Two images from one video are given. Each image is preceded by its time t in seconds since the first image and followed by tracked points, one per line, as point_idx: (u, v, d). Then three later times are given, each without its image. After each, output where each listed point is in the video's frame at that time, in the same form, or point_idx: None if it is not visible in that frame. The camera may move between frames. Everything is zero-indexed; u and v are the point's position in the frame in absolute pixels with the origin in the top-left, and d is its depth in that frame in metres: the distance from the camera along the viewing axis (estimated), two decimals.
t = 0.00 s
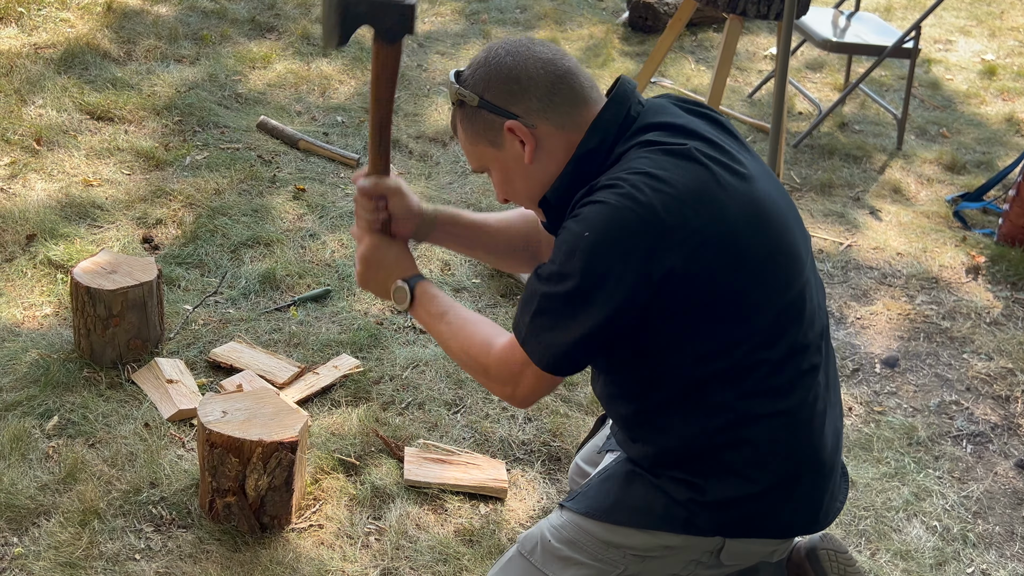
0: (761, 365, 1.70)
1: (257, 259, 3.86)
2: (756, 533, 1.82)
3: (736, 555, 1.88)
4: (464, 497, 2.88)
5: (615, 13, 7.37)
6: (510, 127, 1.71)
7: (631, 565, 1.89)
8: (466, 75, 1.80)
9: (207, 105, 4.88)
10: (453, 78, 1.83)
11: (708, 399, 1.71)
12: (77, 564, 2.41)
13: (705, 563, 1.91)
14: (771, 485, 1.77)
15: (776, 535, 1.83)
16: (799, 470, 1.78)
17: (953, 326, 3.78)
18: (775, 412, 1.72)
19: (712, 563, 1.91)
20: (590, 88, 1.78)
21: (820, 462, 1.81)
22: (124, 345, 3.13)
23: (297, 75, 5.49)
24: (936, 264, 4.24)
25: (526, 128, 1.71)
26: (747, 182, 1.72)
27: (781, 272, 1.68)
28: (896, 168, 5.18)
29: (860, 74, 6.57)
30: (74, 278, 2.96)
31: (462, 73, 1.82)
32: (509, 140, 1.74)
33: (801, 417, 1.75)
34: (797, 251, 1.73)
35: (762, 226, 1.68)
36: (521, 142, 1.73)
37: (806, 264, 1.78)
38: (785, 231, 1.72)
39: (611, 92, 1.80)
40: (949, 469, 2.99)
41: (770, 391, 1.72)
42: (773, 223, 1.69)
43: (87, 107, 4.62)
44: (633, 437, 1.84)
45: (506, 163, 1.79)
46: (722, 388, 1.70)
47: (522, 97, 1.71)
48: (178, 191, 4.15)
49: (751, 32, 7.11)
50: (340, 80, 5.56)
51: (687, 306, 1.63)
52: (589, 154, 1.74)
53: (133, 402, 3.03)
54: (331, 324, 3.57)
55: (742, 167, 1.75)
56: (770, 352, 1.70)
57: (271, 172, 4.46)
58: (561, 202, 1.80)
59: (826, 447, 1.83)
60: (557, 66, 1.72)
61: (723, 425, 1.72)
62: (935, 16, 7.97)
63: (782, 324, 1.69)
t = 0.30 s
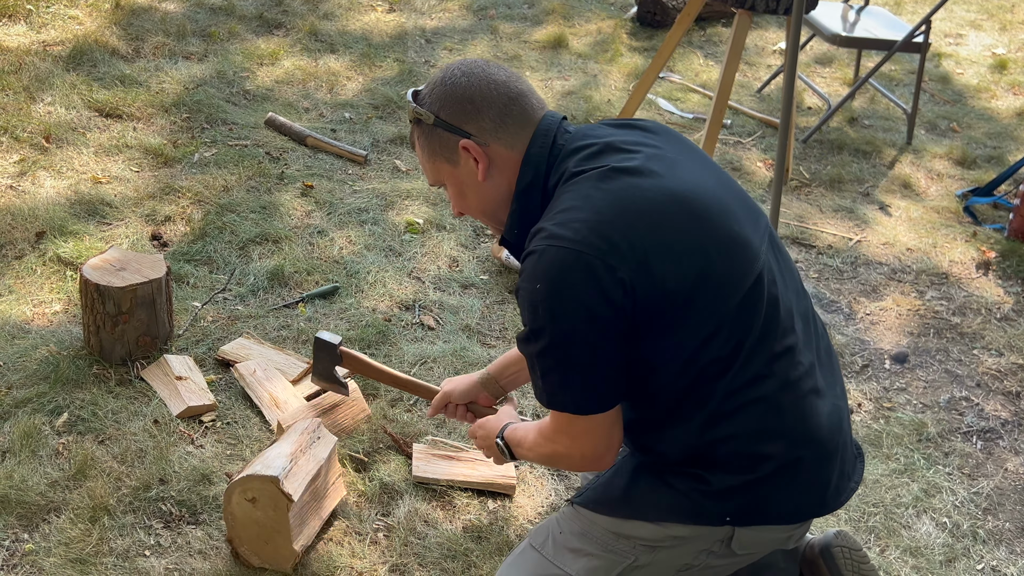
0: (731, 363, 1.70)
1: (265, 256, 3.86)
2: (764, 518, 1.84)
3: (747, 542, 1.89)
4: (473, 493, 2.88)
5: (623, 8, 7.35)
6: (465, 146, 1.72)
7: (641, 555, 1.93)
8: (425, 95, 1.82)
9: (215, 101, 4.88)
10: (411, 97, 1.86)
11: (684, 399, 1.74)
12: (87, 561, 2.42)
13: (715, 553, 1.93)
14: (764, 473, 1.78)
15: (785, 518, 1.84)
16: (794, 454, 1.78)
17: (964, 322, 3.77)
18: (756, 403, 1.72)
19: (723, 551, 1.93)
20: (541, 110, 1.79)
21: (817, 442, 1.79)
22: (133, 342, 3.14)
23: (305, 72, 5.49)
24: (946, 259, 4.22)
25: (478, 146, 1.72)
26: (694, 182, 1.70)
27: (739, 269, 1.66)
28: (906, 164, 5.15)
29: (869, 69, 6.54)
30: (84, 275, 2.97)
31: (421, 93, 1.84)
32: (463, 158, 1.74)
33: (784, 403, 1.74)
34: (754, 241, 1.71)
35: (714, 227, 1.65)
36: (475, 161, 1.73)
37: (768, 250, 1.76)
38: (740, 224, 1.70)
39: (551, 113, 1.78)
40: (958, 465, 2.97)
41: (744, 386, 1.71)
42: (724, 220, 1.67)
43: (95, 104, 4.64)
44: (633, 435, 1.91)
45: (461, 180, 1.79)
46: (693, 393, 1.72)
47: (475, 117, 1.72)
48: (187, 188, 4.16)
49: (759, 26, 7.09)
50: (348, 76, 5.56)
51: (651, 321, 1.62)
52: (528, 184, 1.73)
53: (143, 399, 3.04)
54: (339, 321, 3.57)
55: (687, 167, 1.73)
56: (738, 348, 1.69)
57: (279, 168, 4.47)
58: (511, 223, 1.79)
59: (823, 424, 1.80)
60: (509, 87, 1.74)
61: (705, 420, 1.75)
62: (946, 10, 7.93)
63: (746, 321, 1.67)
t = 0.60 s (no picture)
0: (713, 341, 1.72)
1: (272, 251, 3.86)
2: (752, 497, 1.85)
3: (739, 518, 1.92)
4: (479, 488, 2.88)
5: (630, 2, 7.33)
6: (454, 122, 1.72)
7: (636, 538, 1.93)
8: (416, 63, 1.80)
9: (222, 97, 4.89)
10: (403, 63, 1.83)
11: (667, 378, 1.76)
12: (95, 556, 2.42)
13: (709, 530, 1.95)
14: (750, 450, 1.79)
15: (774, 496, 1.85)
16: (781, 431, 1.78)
17: (973, 316, 3.75)
18: (741, 381, 1.73)
19: (717, 529, 1.96)
20: (533, 88, 1.78)
21: (803, 419, 1.80)
22: (141, 337, 3.15)
23: (312, 67, 5.49)
24: (955, 253, 4.20)
25: (467, 123, 1.72)
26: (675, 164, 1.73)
27: (716, 247, 1.69)
28: (915, 158, 5.13)
29: (878, 62, 6.51)
30: (91, 271, 2.98)
31: (412, 61, 1.82)
32: (452, 134, 1.74)
33: (769, 380, 1.75)
34: (737, 220, 1.73)
35: (692, 205, 1.68)
36: (464, 137, 1.73)
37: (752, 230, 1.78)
38: (721, 203, 1.72)
39: (543, 94, 1.79)
40: (967, 460, 2.95)
41: (728, 364, 1.73)
42: (705, 199, 1.70)
43: (102, 99, 4.64)
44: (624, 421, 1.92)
45: (448, 154, 1.78)
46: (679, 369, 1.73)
47: (465, 92, 1.71)
48: (194, 183, 4.16)
49: (767, 20, 7.06)
50: (355, 71, 5.56)
51: (629, 299, 1.64)
52: (515, 162, 1.74)
53: (150, 394, 3.05)
54: (346, 316, 3.57)
55: (668, 150, 1.76)
56: (721, 325, 1.70)
57: (286, 164, 4.47)
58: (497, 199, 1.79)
59: (811, 402, 1.81)
60: (500, 63, 1.73)
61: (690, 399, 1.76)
62: (956, 3, 7.88)
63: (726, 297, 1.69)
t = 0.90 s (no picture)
0: (724, 331, 1.72)
1: (280, 243, 3.88)
2: (769, 485, 1.84)
3: (751, 511, 1.93)
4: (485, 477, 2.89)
5: None
6: (451, 143, 1.73)
7: (647, 529, 1.94)
8: (417, 82, 1.81)
9: (230, 88, 4.90)
10: (404, 80, 1.84)
11: (678, 371, 1.77)
12: (105, 545, 2.44)
13: (721, 523, 1.96)
14: (764, 437, 1.79)
15: (791, 482, 1.85)
16: (795, 417, 1.79)
17: (981, 307, 3.74)
18: (753, 368, 1.74)
19: (729, 522, 1.96)
20: (531, 104, 1.77)
21: (815, 404, 1.80)
22: (150, 328, 3.17)
23: (319, 58, 5.50)
24: (963, 244, 4.19)
25: (464, 144, 1.73)
26: (675, 160, 1.75)
27: (723, 237, 1.70)
28: (923, 148, 5.11)
29: (887, 52, 6.48)
30: (100, 263, 3.00)
31: (414, 78, 1.82)
32: (450, 153, 1.75)
33: (781, 366, 1.76)
34: (739, 211, 1.75)
35: (696, 198, 1.70)
36: (460, 158, 1.74)
37: (755, 221, 1.80)
38: (722, 194, 1.74)
39: (541, 108, 1.78)
40: (974, 451, 2.95)
41: (740, 352, 1.73)
42: (706, 191, 1.72)
43: (110, 92, 4.66)
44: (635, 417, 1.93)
45: (446, 171, 1.80)
46: (690, 361, 1.74)
47: (462, 114, 1.72)
48: (202, 174, 4.18)
49: (775, 10, 7.03)
50: (362, 63, 5.56)
51: (639, 292, 1.65)
52: (514, 174, 1.74)
53: (159, 385, 3.07)
54: (353, 307, 3.59)
55: (667, 147, 1.79)
56: (732, 313, 1.71)
57: (293, 155, 4.48)
58: (497, 213, 1.81)
59: (820, 387, 1.82)
60: (498, 83, 1.72)
61: (702, 391, 1.77)
62: None
63: (735, 285, 1.70)
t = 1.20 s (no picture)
0: (733, 324, 1.73)
1: (285, 235, 3.89)
2: (776, 475, 1.87)
3: (755, 503, 1.95)
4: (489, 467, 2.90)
5: None
6: (458, 141, 1.73)
7: (652, 520, 1.96)
8: (420, 82, 1.80)
9: (234, 81, 4.90)
10: (406, 80, 1.83)
11: (686, 364, 1.77)
12: (113, 534, 2.46)
13: (726, 514, 1.97)
14: (773, 428, 1.81)
15: (799, 472, 1.87)
16: (802, 408, 1.80)
17: (985, 297, 3.74)
18: (762, 361, 1.75)
19: (734, 514, 1.98)
20: (535, 103, 1.78)
21: (821, 394, 1.82)
22: (156, 320, 3.19)
23: (323, 50, 5.50)
24: (967, 234, 4.18)
25: (471, 143, 1.73)
26: (679, 151, 1.74)
27: (731, 229, 1.69)
28: (928, 138, 5.09)
29: (892, 42, 6.46)
30: (106, 254, 3.01)
31: (416, 79, 1.81)
32: (456, 152, 1.75)
33: (789, 359, 1.77)
34: (745, 204, 1.74)
35: (703, 191, 1.69)
36: (467, 156, 1.74)
37: (760, 211, 1.79)
38: (727, 186, 1.73)
39: (544, 105, 1.79)
40: (977, 440, 2.95)
41: (749, 345, 1.74)
42: (712, 183, 1.71)
43: (115, 84, 4.67)
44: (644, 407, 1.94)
45: (452, 170, 1.79)
46: (699, 354, 1.75)
47: (469, 113, 1.71)
48: (207, 167, 4.19)
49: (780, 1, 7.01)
50: (366, 54, 5.56)
51: (650, 287, 1.65)
52: (521, 170, 1.74)
53: (166, 376, 3.09)
54: (358, 299, 3.60)
55: (670, 138, 1.78)
56: (740, 305, 1.71)
57: (298, 147, 4.49)
58: (503, 211, 1.81)
59: (826, 377, 1.84)
60: (504, 82, 1.72)
61: (711, 383, 1.78)
62: None
63: (744, 278, 1.70)
